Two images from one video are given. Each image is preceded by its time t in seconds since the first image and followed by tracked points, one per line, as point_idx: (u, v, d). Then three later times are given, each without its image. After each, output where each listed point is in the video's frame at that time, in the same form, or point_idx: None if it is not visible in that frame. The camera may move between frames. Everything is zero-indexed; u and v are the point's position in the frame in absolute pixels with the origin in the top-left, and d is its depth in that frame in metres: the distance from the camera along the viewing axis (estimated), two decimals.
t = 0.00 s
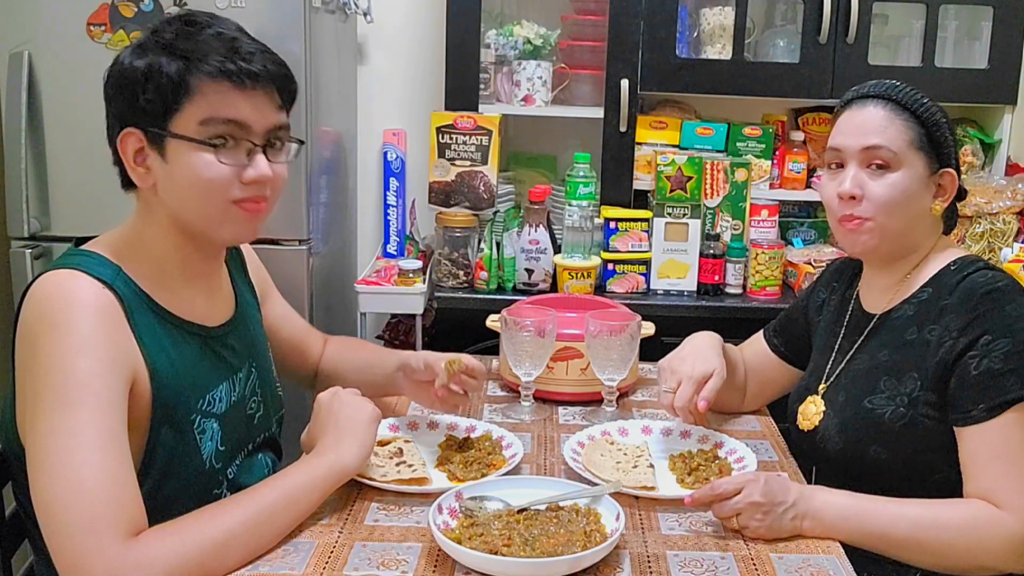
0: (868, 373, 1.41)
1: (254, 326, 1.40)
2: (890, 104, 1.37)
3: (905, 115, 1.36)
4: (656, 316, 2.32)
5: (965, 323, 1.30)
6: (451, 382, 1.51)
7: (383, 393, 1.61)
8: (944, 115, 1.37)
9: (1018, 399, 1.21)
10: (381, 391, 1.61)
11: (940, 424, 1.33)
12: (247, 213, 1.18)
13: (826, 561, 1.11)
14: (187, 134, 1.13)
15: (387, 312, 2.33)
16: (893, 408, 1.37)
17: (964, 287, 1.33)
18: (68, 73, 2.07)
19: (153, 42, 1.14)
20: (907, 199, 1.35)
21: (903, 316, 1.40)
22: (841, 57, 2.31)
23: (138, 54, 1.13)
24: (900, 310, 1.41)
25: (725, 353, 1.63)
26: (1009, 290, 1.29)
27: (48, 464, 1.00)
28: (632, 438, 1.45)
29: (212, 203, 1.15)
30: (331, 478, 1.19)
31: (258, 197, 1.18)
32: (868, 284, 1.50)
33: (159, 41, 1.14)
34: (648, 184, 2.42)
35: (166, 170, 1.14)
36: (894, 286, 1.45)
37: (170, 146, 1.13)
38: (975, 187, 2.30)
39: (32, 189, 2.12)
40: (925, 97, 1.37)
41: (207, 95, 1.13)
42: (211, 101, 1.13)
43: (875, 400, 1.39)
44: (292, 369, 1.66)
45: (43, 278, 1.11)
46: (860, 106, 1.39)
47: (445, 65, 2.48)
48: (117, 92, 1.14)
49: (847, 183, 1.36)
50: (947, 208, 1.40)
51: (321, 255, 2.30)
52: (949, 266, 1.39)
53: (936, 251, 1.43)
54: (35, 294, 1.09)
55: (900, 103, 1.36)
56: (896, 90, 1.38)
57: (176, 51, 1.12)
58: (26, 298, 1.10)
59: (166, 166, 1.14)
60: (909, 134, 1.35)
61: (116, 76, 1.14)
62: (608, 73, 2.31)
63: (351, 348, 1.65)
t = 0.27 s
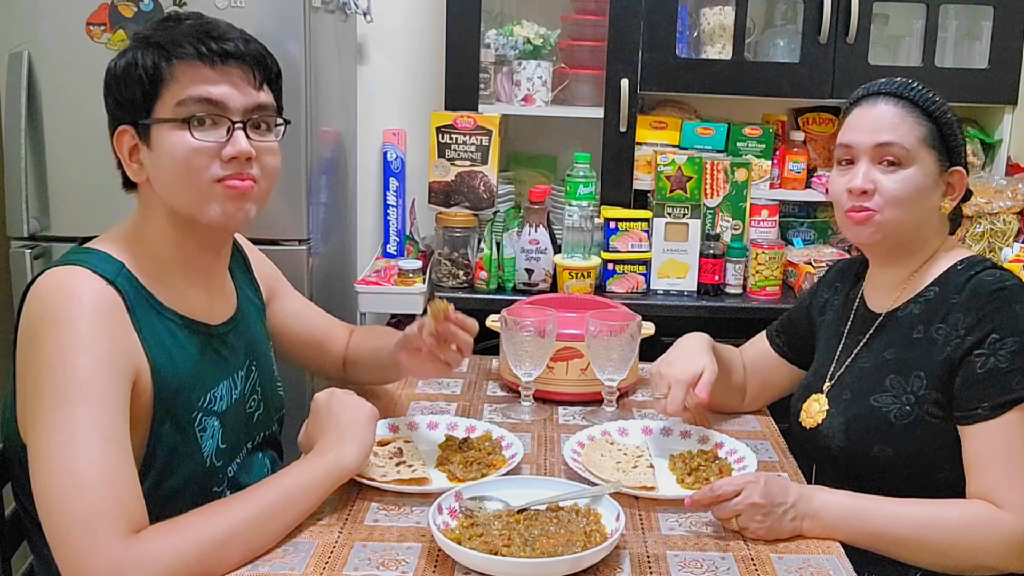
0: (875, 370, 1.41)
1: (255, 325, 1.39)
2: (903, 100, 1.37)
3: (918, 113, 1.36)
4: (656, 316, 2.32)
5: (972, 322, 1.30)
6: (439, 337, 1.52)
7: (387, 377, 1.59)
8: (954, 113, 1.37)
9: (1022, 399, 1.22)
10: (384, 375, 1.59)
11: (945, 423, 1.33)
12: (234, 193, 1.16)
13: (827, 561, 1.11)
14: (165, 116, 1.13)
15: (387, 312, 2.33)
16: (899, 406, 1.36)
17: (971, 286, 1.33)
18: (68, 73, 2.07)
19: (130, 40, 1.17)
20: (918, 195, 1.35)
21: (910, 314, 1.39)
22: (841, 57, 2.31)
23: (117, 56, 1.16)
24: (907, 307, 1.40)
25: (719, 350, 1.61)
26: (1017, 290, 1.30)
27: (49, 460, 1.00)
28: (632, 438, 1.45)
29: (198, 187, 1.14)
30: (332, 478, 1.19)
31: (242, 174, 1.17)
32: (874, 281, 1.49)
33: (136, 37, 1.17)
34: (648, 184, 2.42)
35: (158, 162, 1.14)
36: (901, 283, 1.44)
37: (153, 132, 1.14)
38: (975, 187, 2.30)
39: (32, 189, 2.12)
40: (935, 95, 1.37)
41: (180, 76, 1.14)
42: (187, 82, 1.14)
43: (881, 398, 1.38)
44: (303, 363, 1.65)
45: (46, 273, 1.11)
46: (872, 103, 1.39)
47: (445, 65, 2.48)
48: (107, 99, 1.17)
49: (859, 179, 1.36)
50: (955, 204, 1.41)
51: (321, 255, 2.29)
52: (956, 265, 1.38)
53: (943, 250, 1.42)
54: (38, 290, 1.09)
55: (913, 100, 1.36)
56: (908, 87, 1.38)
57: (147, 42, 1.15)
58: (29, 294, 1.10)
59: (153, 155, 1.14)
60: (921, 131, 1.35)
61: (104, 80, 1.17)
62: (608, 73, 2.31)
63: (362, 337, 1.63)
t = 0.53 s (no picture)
0: (877, 369, 1.40)
1: (257, 324, 1.39)
2: (904, 99, 1.37)
3: (919, 109, 1.35)
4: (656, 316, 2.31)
5: (973, 322, 1.30)
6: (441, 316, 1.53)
7: (391, 375, 1.59)
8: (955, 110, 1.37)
9: None
10: (390, 375, 1.59)
11: (946, 422, 1.33)
12: (237, 188, 1.16)
13: (826, 561, 1.11)
14: (168, 111, 1.14)
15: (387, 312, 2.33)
16: (900, 406, 1.36)
17: (973, 286, 1.33)
18: (68, 73, 2.07)
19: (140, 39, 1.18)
20: (922, 191, 1.34)
21: (911, 314, 1.39)
22: (841, 57, 2.31)
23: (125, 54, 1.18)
24: (909, 307, 1.40)
25: (720, 336, 1.61)
26: (1018, 290, 1.30)
27: (49, 458, 1.00)
28: (632, 438, 1.45)
29: (201, 184, 1.14)
30: (333, 478, 1.19)
31: (245, 170, 1.17)
32: (876, 281, 1.49)
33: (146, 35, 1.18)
34: (648, 184, 2.42)
35: (161, 158, 1.14)
36: (902, 284, 1.44)
37: (158, 128, 1.14)
38: (975, 187, 2.30)
39: (32, 189, 2.12)
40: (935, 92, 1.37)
41: (186, 72, 1.15)
42: (193, 78, 1.15)
43: (883, 398, 1.38)
44: (306, 365, 1.65)
45: (49, 270, 1.11)
46: (874, 102, 1.39)
47: (445, 65, 2.48)
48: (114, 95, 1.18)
49: (861, 178, 1.36)
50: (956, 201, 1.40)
51: (321, 255, 2.29)
52: (956, 265, 1.39)
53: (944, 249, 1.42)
54: (41, 286, 1.09)
55: (912, 98, 1.36)
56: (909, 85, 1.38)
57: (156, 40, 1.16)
58: (32, 290, 1.10)
59: (158, 151, 1.15)
60: (924, 128, 1.35)
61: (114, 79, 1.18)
62: (607, 73, 2.31)
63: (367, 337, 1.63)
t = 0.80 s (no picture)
0: (874, 368, 1.40)
1: (258, 324, 1.39)
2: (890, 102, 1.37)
3: (905, 111, 1.36)
4: (656, 316, 2.31)
5: (970, 320, 1.30)
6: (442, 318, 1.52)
7: (392, 377, 1.59)
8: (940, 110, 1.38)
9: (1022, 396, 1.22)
10: (391, 377, 1.59)
11: (945, 422, 1.33)
12: (239, 190, 1.16)
13: (826, 561, 1.11)
14: (170, 113, 1.14)
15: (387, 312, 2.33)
16: (897, 404, 1.36)
17: (969, 285, 1.33)
18: (68, 73, 2.07)
19: (142, 39, 1.18)
20: (913, 191, 1.34)
21: (907, 313, 1.39)
22: (841, 57, 2.31)
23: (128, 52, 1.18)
24: (904, 307, 1.40)
25: (727, 335, 1.63)
26: (1015, 288, 1.30)
27: (50, 458, 1.00)
28: (631, 438, 1.45)
29: (201, 185, 1.14)
30: (334, 478, 1.19)
31: (246, 172, 1.17)
32: (871, 281, 1.49)
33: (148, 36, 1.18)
34: (648, 184, 2.42)
35: (163, 159, 1.14)
36: (897, 283, 1.44)
37: (160, 129, 1.14)
38: (975, 187, 2.30)
39: (33, 189, 2.12)
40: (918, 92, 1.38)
41: (189, 74, 1.15)
42: (196, 80, 1.15)
43: (879, 396, 1.38)
44: (308, 368, 1.65)
45: (51, 270, 1.11)
46: (859, 106, 1.39)
47: (445, 65, 2.48)
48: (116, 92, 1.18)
49: (853, 182, 1.35)
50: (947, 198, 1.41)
51: (321, 255, 2.30)
52: (950, 263, 1.39)
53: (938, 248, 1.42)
54: (42, 286, 1.09)
55: (897, 99, 1.37)
56: (894, 89, 1.38)
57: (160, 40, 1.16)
58: (33, 290, 1.10)
59: (160, 152, 1.14)
60: (910, 129, 1.35)
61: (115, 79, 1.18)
62: (608, 73, 2.31)
63: (368, 339, 1.63)
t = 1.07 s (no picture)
0: (870, 369, 1.40)
1: (257, 324, 1.39)
2: (867, 111, 1.37)
3: (883, 119, 1.36)
4: (656, 316, 2.31)
5: (964, 316, 1.29)
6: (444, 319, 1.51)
7: (392, 375, 1.59)
8: (919, 113, 1.37)
9: (1018, 391, 1.21)
10: (390, 376, 1.59)
11: (941, 418, 1.32)
12: (240, 195, 1.17)
13: (826, 561, 1.11)
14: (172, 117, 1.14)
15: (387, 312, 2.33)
16: (894, 403, 1.36)
17: (963, 281, 1.33)
18: (69, 73, 2.07)
19: (143, 40, 1.17)
20: (898, 198, 1.35)
21: (902, 312, 1.39)
22: (841, 57, 2.31)
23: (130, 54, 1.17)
24: (898, 307, 1.41)
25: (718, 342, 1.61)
26: (1008, 283, 1.30)
27: (50, 457, 1.00)
28: (632, 438, 1.45)
29: (199, 186, 1.14)
30: (335, 477, 1.19)
31: (247, 177, 1.17)
32: (865, 283, 1.50)
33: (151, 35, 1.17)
34: (648, 184, 2.42)
35: (161, 159, 1.14)
36: (891, 284, 1.44)
37: (160, 131, 1.14)
38: (975, 187, 2.30)
39: (33, 189, 2.12)
40: (895, 96, 1.38)
41: (194, 77, 1.14)
42: (198, 84, 1.15)
43: (877, 395, 1.38)
44: (305, 366, 1.65)
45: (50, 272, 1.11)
46: (836, 117, 1.38)
47: (445, 65, 2.48)
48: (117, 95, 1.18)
49: (840, 197, 1.35)
50: (932, 196, 1.41)
51: (321, 255, 2.30)
52: (944, 262, 1.39)
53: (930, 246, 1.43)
54: (41, 287, 1.09)
55: (874, 107, 1.36)
56: (870, 97, 1.38)
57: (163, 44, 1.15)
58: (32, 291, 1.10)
59: (159, 153, 1.14)
60: (890, 137, 1.35)
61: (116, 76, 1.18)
62: (608, 73, 2.31)
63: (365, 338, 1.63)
